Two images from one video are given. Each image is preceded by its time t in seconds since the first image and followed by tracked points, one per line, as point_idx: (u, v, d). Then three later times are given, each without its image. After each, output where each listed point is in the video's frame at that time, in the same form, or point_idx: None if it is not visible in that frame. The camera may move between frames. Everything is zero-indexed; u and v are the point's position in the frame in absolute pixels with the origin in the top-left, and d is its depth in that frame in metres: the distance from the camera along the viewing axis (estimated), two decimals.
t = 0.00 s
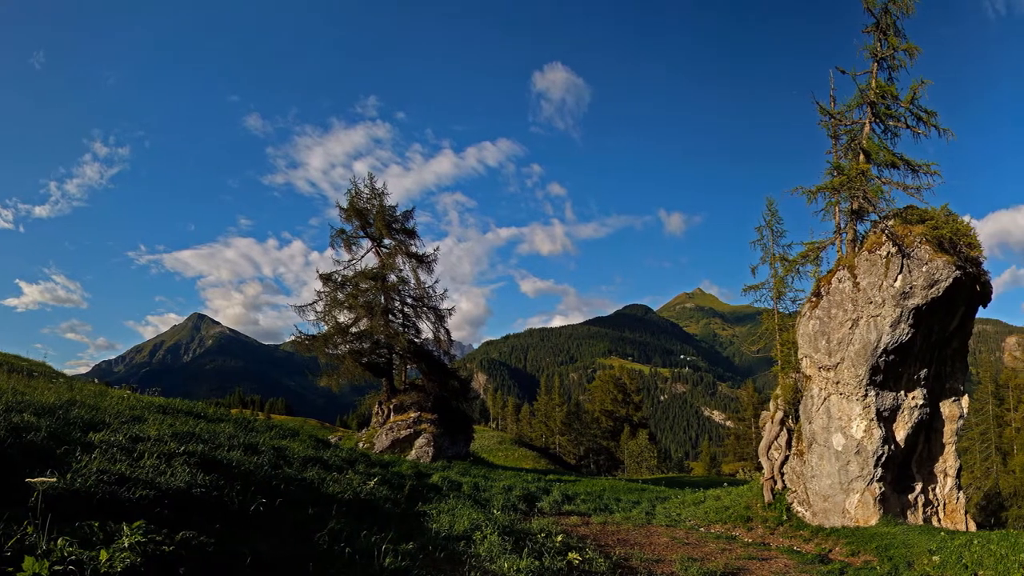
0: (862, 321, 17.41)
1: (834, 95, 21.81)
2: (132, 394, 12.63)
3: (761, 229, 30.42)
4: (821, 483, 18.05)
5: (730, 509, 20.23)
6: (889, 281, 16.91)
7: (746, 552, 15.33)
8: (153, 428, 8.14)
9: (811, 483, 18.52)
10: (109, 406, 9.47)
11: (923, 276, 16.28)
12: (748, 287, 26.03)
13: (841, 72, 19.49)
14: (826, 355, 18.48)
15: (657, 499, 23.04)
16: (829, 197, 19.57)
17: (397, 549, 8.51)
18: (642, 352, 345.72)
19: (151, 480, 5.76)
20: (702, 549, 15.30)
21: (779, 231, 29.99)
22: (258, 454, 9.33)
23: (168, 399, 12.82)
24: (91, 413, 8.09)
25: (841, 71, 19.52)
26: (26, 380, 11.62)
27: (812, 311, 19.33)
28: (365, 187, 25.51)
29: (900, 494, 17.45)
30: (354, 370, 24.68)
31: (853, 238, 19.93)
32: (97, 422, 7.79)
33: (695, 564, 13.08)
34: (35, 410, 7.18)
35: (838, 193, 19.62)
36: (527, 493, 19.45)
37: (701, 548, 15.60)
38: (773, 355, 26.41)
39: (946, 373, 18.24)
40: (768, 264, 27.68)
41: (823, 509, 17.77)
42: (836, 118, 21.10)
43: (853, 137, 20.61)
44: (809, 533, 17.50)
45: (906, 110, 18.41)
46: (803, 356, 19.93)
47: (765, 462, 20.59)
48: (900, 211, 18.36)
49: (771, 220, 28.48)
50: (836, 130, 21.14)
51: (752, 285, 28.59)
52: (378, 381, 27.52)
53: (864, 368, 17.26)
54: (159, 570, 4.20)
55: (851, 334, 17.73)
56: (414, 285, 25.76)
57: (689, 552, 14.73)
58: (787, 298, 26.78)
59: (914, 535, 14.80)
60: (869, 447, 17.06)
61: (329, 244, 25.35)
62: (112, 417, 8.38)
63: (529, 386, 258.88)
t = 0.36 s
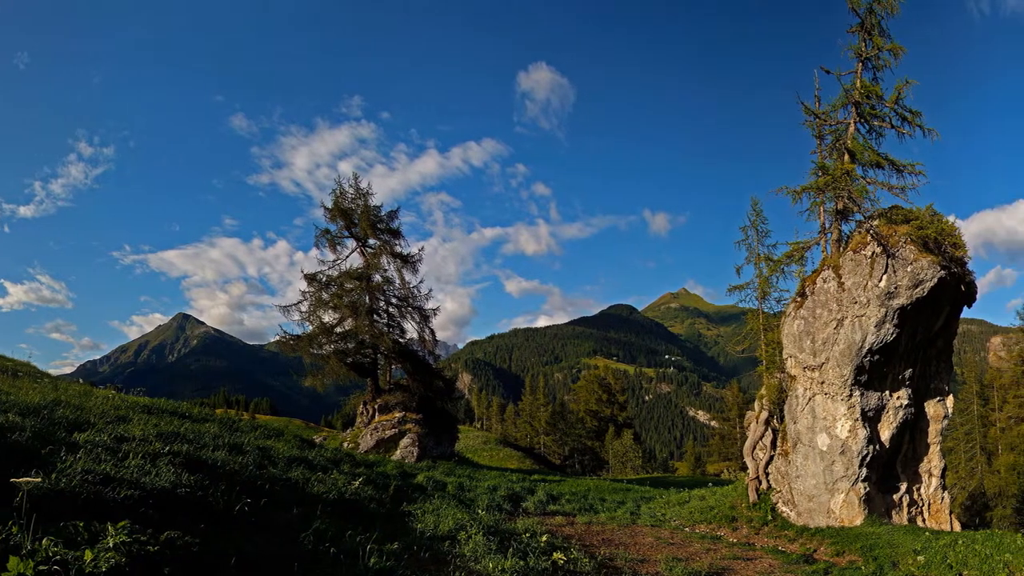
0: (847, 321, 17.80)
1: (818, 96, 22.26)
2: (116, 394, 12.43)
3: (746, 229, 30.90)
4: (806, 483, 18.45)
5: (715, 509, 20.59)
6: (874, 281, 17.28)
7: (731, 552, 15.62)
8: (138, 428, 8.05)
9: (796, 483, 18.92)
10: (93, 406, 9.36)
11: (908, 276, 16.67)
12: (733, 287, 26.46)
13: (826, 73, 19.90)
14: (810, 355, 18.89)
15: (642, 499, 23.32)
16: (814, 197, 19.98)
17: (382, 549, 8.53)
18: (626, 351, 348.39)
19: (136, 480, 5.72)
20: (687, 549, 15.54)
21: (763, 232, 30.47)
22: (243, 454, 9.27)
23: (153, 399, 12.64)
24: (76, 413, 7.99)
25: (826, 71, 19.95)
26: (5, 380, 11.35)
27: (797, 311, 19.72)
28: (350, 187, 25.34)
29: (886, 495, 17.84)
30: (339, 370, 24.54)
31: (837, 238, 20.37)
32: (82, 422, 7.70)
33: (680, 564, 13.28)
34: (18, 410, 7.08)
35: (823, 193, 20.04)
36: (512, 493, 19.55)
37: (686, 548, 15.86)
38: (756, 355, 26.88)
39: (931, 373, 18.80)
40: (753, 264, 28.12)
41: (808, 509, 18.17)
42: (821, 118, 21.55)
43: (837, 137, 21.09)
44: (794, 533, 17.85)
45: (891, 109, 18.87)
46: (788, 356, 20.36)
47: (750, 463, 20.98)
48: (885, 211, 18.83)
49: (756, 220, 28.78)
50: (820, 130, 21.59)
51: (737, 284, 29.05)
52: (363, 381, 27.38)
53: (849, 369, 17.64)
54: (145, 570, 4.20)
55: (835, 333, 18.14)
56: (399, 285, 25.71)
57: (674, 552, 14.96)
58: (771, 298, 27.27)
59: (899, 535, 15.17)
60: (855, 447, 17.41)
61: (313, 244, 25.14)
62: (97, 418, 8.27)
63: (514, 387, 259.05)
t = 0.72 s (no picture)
0: (832, 321, 18.22)
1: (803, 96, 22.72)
2: (100, 394, 12.25)
3: (731, 229, 31.33)
4: (791, 483, 18.83)
5: (700, 509, 20.92)
6: (858, 281, 17.72)
7: (716, 552, 15.88)
8: (123, 428, 7.97)
9: (780, 483, 19.30)
10: (78, 406, 9.24)
11: (893, 276, 17.11)
12: (718, 288, 26.86)
13: (812, 73, 20.32)
14: (795, 356, 19.29)
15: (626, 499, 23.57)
16: (800, 197, 20.38)
17: (367, 549, 8.53)
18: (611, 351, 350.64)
19: (120, 480, 5.69)
20: (671, 549, 15.77)
21: (747, 232, 30.93)
22: (228, 454, 9.21)
23: (138, 399, 12.47)
24: (60, 413, 7.89)
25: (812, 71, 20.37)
26: None
27: (782, 311, 20.14)
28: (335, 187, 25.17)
29: (871, 495, 18.27)
30: (324, 370, 24.38)
31: (822, 238, 20.83)
32: (66, 421, 7.61)
33: (665, 564, 13.45)
34: (1, 410, 6.98)
35: (808, 193, 20.47)
36: (496, 493, 19.61)
37: (671, 548, 16.09)
38: (741, 355, 27.30)
39: (917, 373, 19.26)
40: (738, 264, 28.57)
41: (793, 509, 18.55)
42: (806, 118, 22.00)
43: (821, 137, 21.58)
44: (778, 533, 18.19)
45: (876, 109, 19.32)
46: (772, 356, 20.78)
47: (735, 462, 21.38)
48: (868, 211, 19.33)
49: (741, 220, 29.24)
50: (805, 130, 22.06)
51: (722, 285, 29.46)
52: (348, 381, 27.21)
53: (834, 369, 18.05)
54: (130, 571, 4.19)
55: (820, 333, 18.56)
56: (384, 285, 25.62)
57: (659, 552, 15.16)
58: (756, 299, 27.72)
59: (883, 535, 15.51)
60: (839, 447, 17.82)
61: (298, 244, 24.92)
62: (82, 417, 8.18)
63: (499, 387, 258.95)
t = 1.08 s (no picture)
0: (817, 322, 18.64)
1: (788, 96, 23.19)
2: (85, 394, 12.07)
3: (715, 229, 31.80)
4: (776, 483, 19.21)
5: (685, 509, 21.25)
6: (843, 281, 18.18)
7: (699, 552, 16.15)
8: (107, 428, 7.90)
9: (765, 483, 19.67)
10: (63, 406, 9.14)
11: (879, 276, 17.64)
12: (703, 288, 27.27)
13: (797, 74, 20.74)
14: (780, 356, 19.70)
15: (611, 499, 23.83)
16: (784, 197, 20.82)
17: (351, 549, 8.54)
18: (596, 352, 352.52)
19: (106, 480, 5.66)
20: (656, 549, 16.02)
21: (732, 232, 31.42)
22: (213, 454, 9.16)
23: (122, 399, 12.29)
24: (44, 413, 7.79)
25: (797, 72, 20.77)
26: None
27: (767, 310, 20.53)
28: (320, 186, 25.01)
29: (856, 495, 18.75)
30: (309, 370, 24.20)
31: (806, 238, 21.28)
32: (49, 421, 7.54)
33: (649, 564, 13.67)
34: None
35: (793, 193, 20.90)
36: (481, 493, 19.69)
37: (655, 547, 16.35)
38: (726, 355, 27.76)
39: (902, 373, 19.83)
40: (723, 264, 29.01)
41: (778, 509, 18.93)
42: (791, 118, 22.46)
43: (806, 137, 22.07)
44: (763, 533, 18.54)
45: (861, 109, 19.80)
46: (757, 356, 21.16)
47: (720, 463, 21.76)
48: (854, 211, 19.85)
49: (725, 221, 29.56)
50: (790, 130, 22.53)
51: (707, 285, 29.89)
52: (333, 381, 27.04)
53: (819, 368, 18.47)
54: (115, 570, 4.20)
55: (805, 333, 18.97)
56: (369, 285, 25.52)
57: (643, 552, 15.39)
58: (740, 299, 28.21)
59: (869, 535, 15.84)
60: (824, 447, 18.22)
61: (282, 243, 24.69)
62: (66, 417, 8.09)
63: (484, 387, 258.68)
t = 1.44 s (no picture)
0: (802, 322, 19.03)
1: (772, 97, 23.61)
2: (70, 394, 11.89)
3: (700, 229, 32.23)
4: (761, 483, 19.56)
5: (670, 509, 21.55)
6: (828, 281, 18.53)
7: (684, 551, 16.42)
8: (92, 428, 7.84)
9: (750, 483, 20.03)
10: (47, 405, 9.02)
11: (863, 277, 17.89)
12: (688, 288, 27.65)
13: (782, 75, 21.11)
14: (765, 355, 20.06)
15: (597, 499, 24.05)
16: (770, 197, 21.19)
17: (336, 548, 8.54)
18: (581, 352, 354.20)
19: (91, 480, 5.64)
20: (642, 549, 16.25)
21: (716, 232, 31.87)
22: (198, 454, 9.10)
23: (106, 399, 12.10)
24: (28, 413, 7.69)
25: (782, 73, 21.14)
26: None
27: (752, 311, 20.89)
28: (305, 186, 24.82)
29: (840, 495, 19.17)
30: (294, 370, 24.02)
31: (790, 238, 21.68)
32: (33, 421, 7.46)
33: (634, 564, 13.87)
34: None
35: (778, 194, 21.30)
36: (466, 492, 19.76)
37: (640, 547, 16.60)
38: (710, 354, 28.18)
39: (887, 373, 20.29)
40: (708, 264, 29.42)
41: (763, 509, 19.30)
42: (776, 118, 22.87)
43: (791, 136, 22.51)
44: (748, 533, 18.88)
45: (846, 109, 20.22)
46: (742, 356, 21.53)
47: (705, 463, 22.13)
48: (839, 211, 20.27)
49: (711, 221, 29.94)
50: (775, 130, 22.95)
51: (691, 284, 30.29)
52: (318, 382, 26.85)
53: (804, 369, 18.83)
54: (100, 570, 4.21)
55: (790, 333, 19.35)
56: (354, 285, 25.41)
57: (628, 552, 15.62)
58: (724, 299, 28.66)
59: (854, 536, 16.14)
60: (809, 447, 18.59)
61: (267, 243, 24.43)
62: (51, 417, 8.00)
63: (470, 388, 258.27)
